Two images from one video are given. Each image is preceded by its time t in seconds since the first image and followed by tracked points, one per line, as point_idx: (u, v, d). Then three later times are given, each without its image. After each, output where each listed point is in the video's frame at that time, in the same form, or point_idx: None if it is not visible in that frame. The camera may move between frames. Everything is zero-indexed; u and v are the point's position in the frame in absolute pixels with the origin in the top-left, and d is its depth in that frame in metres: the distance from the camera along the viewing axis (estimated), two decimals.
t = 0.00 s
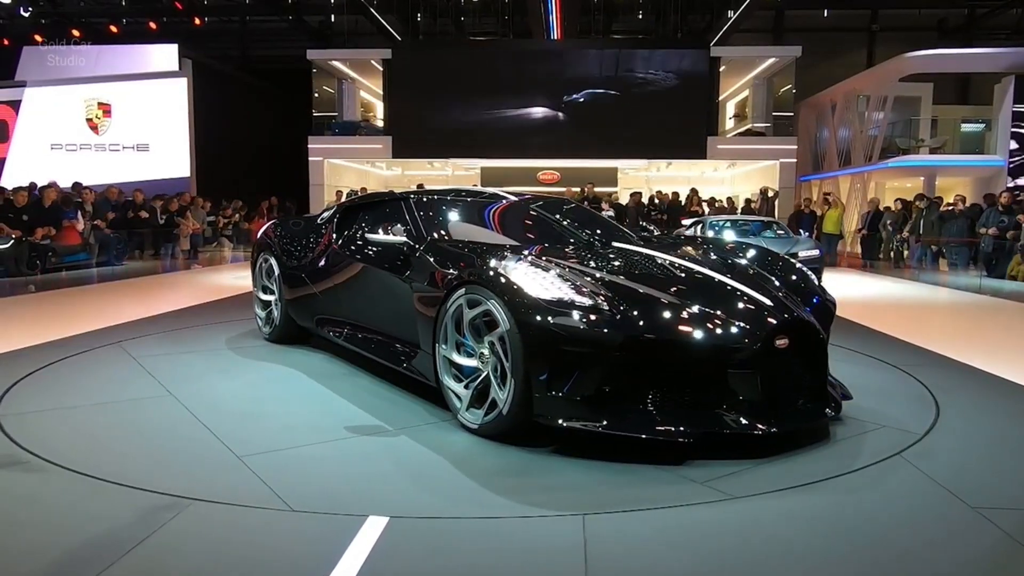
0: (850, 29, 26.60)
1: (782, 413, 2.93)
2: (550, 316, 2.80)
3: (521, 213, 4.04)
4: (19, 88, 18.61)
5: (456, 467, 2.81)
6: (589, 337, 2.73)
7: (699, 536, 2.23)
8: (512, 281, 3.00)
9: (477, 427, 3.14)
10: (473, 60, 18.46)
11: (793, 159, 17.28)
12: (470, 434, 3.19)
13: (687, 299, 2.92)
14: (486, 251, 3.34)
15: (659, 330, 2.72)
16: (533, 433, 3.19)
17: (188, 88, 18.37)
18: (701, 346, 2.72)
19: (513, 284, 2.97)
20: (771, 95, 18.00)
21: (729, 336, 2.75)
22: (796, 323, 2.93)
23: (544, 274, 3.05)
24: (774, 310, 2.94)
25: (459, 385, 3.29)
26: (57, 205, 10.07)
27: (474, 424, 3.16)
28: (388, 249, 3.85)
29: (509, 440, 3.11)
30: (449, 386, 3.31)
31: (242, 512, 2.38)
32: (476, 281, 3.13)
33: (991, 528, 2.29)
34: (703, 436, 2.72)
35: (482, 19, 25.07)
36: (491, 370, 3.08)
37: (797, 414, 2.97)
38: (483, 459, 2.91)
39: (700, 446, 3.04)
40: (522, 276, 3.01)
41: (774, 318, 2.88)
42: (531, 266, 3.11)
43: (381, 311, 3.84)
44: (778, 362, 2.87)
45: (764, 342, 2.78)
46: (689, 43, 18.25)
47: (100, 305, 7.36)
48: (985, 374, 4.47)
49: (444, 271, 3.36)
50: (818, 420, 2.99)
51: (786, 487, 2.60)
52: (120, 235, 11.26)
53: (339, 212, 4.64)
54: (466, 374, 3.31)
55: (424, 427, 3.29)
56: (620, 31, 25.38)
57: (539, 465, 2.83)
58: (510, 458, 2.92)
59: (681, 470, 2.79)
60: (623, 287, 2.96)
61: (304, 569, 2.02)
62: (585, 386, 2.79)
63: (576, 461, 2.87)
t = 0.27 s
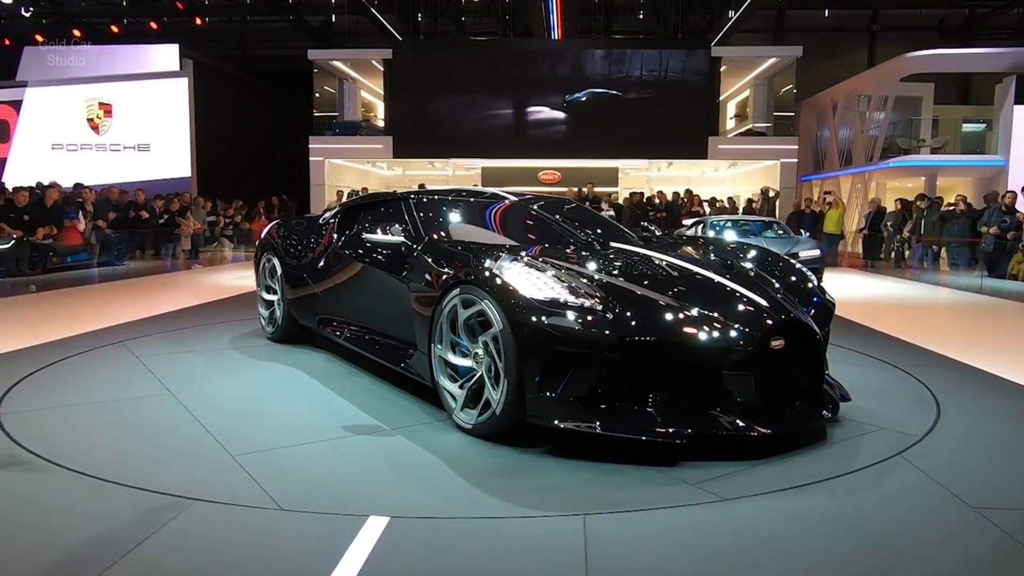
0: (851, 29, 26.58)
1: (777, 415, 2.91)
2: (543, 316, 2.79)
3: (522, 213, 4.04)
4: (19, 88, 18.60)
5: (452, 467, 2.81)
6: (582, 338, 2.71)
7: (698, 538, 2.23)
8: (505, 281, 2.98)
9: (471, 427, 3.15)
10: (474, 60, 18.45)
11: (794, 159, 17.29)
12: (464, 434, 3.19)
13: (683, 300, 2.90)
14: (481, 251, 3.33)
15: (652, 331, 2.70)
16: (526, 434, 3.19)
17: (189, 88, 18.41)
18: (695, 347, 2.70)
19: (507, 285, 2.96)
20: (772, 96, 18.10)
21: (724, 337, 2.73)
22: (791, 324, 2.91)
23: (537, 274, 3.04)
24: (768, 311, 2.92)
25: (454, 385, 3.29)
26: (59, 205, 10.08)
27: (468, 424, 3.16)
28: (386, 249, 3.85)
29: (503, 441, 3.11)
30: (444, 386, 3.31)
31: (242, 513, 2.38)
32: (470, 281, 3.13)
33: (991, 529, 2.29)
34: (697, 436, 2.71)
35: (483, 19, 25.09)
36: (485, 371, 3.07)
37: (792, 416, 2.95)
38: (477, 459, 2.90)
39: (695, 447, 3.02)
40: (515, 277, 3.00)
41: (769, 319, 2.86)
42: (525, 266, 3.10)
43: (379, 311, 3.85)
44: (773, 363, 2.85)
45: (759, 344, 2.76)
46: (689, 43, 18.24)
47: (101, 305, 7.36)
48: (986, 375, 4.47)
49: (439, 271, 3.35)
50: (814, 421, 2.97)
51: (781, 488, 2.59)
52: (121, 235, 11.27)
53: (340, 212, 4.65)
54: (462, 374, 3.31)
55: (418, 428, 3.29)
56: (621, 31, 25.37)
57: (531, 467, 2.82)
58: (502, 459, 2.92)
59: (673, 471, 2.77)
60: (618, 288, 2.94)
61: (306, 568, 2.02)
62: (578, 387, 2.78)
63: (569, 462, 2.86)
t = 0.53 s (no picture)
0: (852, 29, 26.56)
1: (773, 417, 2.89)
2: (535, 317, 2.78)
3: (523, 214, 4.04)
4: (20, 88, 18.60)
5: (448, 468, 2.81)
6: (574, 339, 2.70)
7: (697, 537, 2.23)
8: (497, 282, 2.98)
9: (466, 427, 3.15)
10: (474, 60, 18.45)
11: (795, 159, 17.29)
12: (459, 434, 3.19)
13: (679, 301, 2.88)
14: (477, 251, 3.33)
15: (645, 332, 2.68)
16: (520, 434, 3.18)
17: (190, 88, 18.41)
18: (688, 349, 2.68)
19: (500, 285, 2.96)
20: (772, 96, 18.11)
21: (718, 339, 2.71)
22: (787, 325, 2.89)
23: (531, 274, 3.03)
24: (763, 312, 2.89)
25: (450, 385, 3.29)
26: (60, 205, 10.09)
27: (462, 424, 3.17)
28: (384, 249, 3.86)
29: (496, 441, 3.11)
30: (439, 387, 3.31)
31: (242, 513, 2.38)
32: (465, 281, 3.13)
33: (992, 529, 2.29)
34: (690, 437, 2.70)
35: (484, 19, 25.10)
36: (479, 371, 3.07)
37: (788, 418, 2.93)
38: (471, 459, 2.90)
39: (690, 448, 3.01)
40: (509, 278, 3.00)
41: (764, 320, 2.84)
42: (519, 267, 3.10)
43: (378, 311, 3.85)
44: (769, 365, 2.82)
45: (753, 346, 2.74)
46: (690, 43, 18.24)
47: (102, 305, 7.36)
48: (986, 375, 4.47)
49: (435, 271, 3.36)
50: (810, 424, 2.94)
51: (776, 489, 2.58)
52: (122, 236, 11.29)
53: (341, 212, 4.65)
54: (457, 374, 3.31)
55: (412, 428, 3.29)
56: (622, 31, 25.35)
57: (524, 467, 2.82)
58: (495, 459, 2.92)
59: (664, 472, 2.76)
60: (613, 289, 2.92)
61: (307, 568, 2.02)
62: (571, 387, 2.77)
63: (564, 462, 2.86)
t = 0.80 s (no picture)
0: (853, 29, 26.55)
1: (768, 418, 2.87)
2: (526, 317, 2.79)
3: (523, 214, 4.04)
4: (21, 87, 18.60)
5: (444, 468, 2.81)
6: (565, 338, 2.70)
7: (697, 536, 2.23)
8: (490, 281, 2.98)
9: (460, 427, 3.14)
10: (475, 60, 18.45)
11: (795, 159, 17.29)
12: (453, 434, 3.18)
13: (672, 301, 2.87)
14: (473, 250, 3.33)
15: (636, 333, 2.68)
16: (515, 435, 3.18)
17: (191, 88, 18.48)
18: (679, 348, 2.68)
19: (493, 285, 2.96)
20: (772, 96, 18.09)
21: (710, 340, 2.69)
22: (782, 326, 2.86)
23: (525, 274, 3.03)
24: (758, 312, 2.87)
25: (444, 385, 3.29)
26: (61, 205, 10.12)
27: (456, 424, 3.16)
28: (382, 249, 3.86)
29: (490, 441, 3.10)
30: (435, 387, 3.31)
31: (243, 513, 2.38)
32: (459, 281, 3.13)
33: (991, 529, 2.28)
34: (681, 437, 2.69)
35: (484, 19, 25.12)
36: (472, 371, 3.07)
37: (784, 419, 2.91)
38: (465, 460, 2.90)
39: (686, 449, 3.00)
40: (502, 277, 3.00)
41: (759, 320, 2.82)
42: (514, 267, 3.10)
43: (376, 311, 3.85)
44: (763, 366, 2.81)
45: (747, 346, 2.72)
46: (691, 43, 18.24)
47: (102, 305, 7.36)
48: (987, 375, 4.46)
49: (430, 271, 3.36)
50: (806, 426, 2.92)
51: (770, 490, 2.58)
52: (123, 235, 11.32)
53: (342, 212, 4.65)
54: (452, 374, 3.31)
55: (407, 428, 3.28)
56: (622, 31, 25.33)
57: (519, 468, 2.82)
58: (488, 459, 2.91)
59: (655, 473, 2.75)
60: (606, 289, 2.92)
61: (308, 569, 2.02)
62: (562, 387, 2.77)
63: (559, 462, 2.86)
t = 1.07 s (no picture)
0: (853, 28, 26.53)
1: (763, 418, 2.86)
2: (518, 316, 2.79)
3: (523, 214, 4.04)
4: (21, 87, 18.59)
5: (441, 468, 2.80)
6: (557, 338, 2.70)
7: (698, 537, 2.23)
8: (483, 281, 2.99)
9: (454, 426, 3.14)
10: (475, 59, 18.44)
11: (795, 159, 17.30)
12: (448, 434, 3.19)
13: (667, 301, 2.86)
14: (468, 250, 3.33)
15: (628, 332, 2.67)
16: (510, 435, 3.17)
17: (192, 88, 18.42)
18: (671, 348, 2.66)
19: (487, 284, 2.96)
20: (772, 96, 18.08)
21: (702, 340, 2.68)
22: (777, 326, 2.85)
23: (519, 274, 3.03)
24: (752, 311, 2.86)
25: (440, 385, 3.29)
26: (61, 204, 10.13)
27: (450, 424, 3.16)
28: (380, 249, 3.86)
29: (484, 441, 3.10)
30: (430, 386, 3.32)
31: (243, 513, 2.38)
32: (453, 281, 3.13)
33: (990, 529, 2.28)
34: (674, 437, 2.68)
35: (484, 19, 25.13)
36: (466, 371, 3.07)
37: (779, 420, 2.90)
38: (461, 460, 2.90)
39: (681, 450, 3.00)
40: (496, 277, 3.00)
41: (753, 320, 2.80)
42: (509, 266, 3.10)
43: (374, 311, 3.85)
44: (758, 366, 2.79)
45: (741, 346, 2.71)
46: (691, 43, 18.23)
47: (102, 305, 7.35)
48: (987, 375, 4.47)
49: (426, 270, 3.36)
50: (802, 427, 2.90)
51: (765, 491, 2.57)
52: (123, 235, 11.33)
53: (342, 211, 4.65)
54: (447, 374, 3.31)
55: (402, 428, 3.28)
56: (622, 31, 25.31)
57: (514, 468, 2.81)
58: (485, 459, 2.91)
59: (648, 474, 2.75)
60: (600, 289, 2.91)
61: (309, 569, 2.02)
62: (555, 387, 2.76)
63: (556, 463, 2.86)
